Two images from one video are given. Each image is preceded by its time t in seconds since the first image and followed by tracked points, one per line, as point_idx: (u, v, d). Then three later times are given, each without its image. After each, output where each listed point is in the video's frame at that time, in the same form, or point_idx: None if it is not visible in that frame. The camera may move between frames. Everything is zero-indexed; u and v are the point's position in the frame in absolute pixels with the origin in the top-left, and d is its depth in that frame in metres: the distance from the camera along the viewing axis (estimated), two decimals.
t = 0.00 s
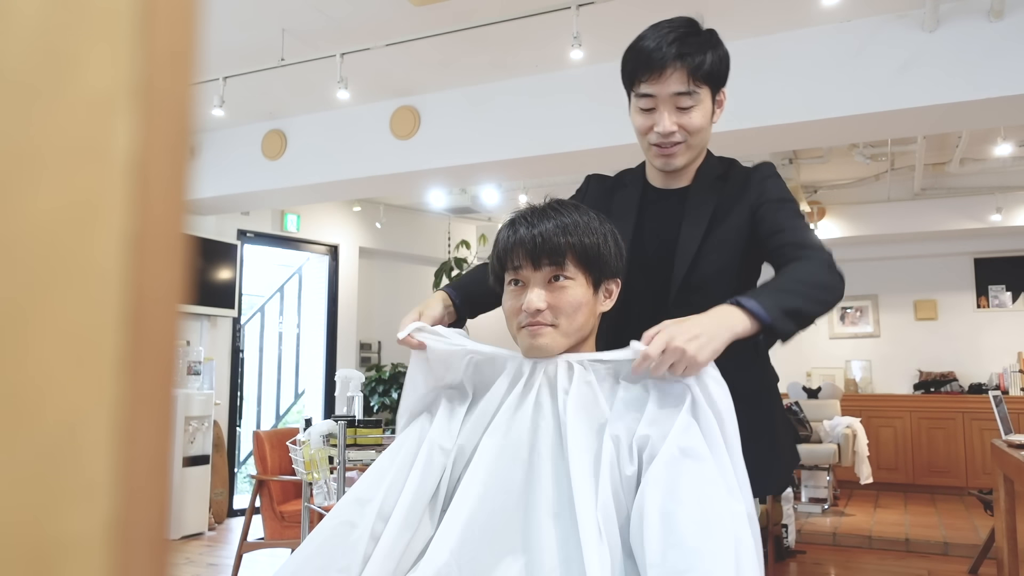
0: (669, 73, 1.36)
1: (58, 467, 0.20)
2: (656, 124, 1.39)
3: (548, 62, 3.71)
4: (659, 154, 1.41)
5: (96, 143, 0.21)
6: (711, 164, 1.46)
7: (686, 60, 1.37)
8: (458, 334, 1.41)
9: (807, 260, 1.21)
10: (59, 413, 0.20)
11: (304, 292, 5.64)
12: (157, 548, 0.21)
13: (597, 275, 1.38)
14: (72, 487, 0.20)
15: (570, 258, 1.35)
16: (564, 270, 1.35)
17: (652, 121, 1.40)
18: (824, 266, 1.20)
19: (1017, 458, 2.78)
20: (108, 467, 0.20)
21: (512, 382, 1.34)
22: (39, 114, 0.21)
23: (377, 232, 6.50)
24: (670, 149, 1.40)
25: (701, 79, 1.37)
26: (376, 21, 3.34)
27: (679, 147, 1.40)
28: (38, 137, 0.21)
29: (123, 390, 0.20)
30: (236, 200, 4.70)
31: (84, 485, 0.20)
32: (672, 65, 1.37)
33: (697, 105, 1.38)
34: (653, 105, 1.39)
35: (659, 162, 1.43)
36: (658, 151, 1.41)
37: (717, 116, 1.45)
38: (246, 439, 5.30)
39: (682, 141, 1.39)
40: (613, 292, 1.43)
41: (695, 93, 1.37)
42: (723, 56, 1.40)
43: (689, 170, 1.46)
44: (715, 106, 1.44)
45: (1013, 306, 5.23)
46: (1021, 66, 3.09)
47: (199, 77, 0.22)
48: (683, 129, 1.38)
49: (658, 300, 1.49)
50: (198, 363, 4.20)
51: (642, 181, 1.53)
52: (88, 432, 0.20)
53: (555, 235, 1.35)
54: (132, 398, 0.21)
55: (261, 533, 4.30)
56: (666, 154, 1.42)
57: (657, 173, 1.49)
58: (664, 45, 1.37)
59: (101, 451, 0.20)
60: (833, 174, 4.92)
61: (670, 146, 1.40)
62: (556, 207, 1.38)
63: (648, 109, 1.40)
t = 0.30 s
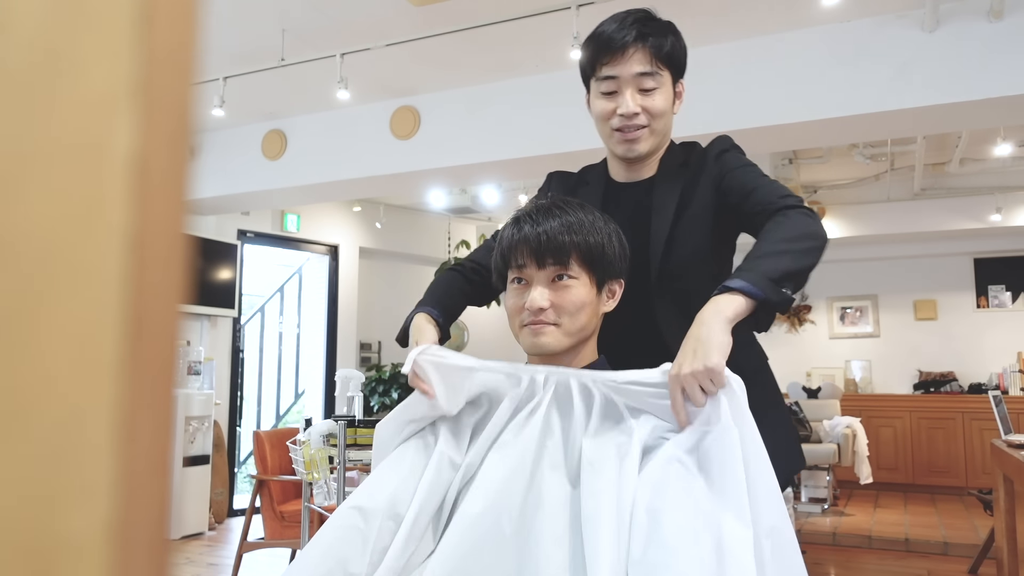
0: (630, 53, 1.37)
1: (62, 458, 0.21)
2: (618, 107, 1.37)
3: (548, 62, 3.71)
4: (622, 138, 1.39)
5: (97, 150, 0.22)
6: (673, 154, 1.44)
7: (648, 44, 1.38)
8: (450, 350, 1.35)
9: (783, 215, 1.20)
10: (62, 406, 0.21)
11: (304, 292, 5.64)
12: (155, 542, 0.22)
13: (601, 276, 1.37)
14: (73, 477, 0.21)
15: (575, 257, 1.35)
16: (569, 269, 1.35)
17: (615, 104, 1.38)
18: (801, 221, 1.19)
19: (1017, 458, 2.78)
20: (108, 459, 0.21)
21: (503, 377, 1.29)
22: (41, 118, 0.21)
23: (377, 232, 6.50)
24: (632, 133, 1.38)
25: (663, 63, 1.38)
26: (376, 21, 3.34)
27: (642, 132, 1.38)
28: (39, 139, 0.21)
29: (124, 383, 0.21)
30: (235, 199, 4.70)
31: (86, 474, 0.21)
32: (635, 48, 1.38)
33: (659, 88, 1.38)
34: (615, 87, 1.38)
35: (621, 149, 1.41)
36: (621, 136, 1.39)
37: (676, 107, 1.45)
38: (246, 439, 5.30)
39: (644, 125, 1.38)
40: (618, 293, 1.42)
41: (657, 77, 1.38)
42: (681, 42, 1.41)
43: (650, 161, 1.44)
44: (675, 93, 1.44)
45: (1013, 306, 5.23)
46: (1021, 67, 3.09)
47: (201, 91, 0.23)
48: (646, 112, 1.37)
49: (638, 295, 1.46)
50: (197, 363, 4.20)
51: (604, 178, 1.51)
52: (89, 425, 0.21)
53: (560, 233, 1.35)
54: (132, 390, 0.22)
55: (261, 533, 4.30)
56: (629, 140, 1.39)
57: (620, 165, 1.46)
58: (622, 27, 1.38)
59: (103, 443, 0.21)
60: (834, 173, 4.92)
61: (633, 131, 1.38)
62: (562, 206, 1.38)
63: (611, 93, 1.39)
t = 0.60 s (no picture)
0: (594, 49, 1.33)
1: (65, 446, 0.21)
2: (583, 104, 1.33)
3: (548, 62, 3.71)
4: (589, 136, 1.35)
5: (98, 160, 0.22)
6: (642, 151, 1.41)
7: (610, 38, 1.34)
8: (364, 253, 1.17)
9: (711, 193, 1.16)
10: (69, 396, 0.21)
11: (304, 292, 5.64)
12: (156, 538, 0.23)
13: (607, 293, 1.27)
14: (77, 463, 0.21)
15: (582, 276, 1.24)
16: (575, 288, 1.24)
17: (581, 102, 1.34)
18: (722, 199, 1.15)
19: (1016, 458, 2.77)
20: (109, 444, 0.22)
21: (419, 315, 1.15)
22: (51, 119, 0.22)
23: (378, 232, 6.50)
24: (599, 130, 1.34)
25: (626, 58, 1.34)
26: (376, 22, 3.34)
27: (609, 129, 1.34)
28: (50, 135, 0.22)
29: (126, 374, 0.22)
30: (236, 199, 4.71)
31: (88, 458, 0.22)
32: (597, 43, 1.34)
33: (625, 83, 1.34)
34: (579, 84, 1.34)
35: (588, 148, 1.37)
36: (588, 133, 1.34)
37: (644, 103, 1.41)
38: (246, 439, 5.30)
39: (611, 121, 1.33)
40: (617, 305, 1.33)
41: (622, 71, 1.34)
42: (647, 38, 1.38)
43: (619, 159, 1.40)
44: (642, 90, 1.41)
45: (1013, 306, 5.23)
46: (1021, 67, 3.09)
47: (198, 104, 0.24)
48: (612, 109, 1.33)
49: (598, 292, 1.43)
50: (197, 363, 4.20)
51: (575, 177, 1.47)
52: (91, 416, 0.22)
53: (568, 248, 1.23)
54: (133, 380, 0.22)
55: (261, 533, 4.30)
56: (596, 138, 1.35)
57: (590, 164, 1.43)
58: (585, 25, 1.34)
59: (101, 433, 0.22)
60: (835, 173, 4.92)
61: (599, 128, 1.34)
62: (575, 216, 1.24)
63: (575, 90, 1.35)
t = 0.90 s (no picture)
0: (565, 48, 1.33)
1: (65, 447, 0.21)
2: (557, 104, 1.33)
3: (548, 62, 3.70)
4: (565, 136, 1.34)
5: (100, 164, 0.22)
6: (623, 149, 1.40)
7: (579, 36, 1.35)
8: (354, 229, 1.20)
9: (703, 187, 1.17)
10: (70, 397, 0.21)
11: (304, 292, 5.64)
12: (154, 540, 0.22)
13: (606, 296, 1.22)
14: (76, 462, 0.21)
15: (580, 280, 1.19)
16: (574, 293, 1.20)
17: (554, 102, 1.34)
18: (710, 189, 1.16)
19: (1016, 458, 2.77)
20: (109, 445, 0.22)
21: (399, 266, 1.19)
22: (56, 121, 0.22)
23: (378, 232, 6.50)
24: (575, 129, 1.33)
25: (598, 54, 1.34)
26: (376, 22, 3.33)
27: (584, 128, 1.34)
28: (55, 135, 0.22)
29: (127, 375, 0.22)
30: (236, 199, 4.71)
31: (88, 456, 0.21)
32: (567, 42, 1.34)
33: (598, 80, 1.34)
34: (553, 84, 1.35)
35: (566, 147, 1.36)
36: (564, 133, 1.34)
37: (622, 99, 1.41)
38: (246, 439, 5.29)
39: (585, 120, 1.33)
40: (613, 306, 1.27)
41: (594, 68, 1.34)
42: (620, 33, 1.38)
43: (599, 158, 1.39)
44: (619, 85, 1.40)
45: (1013, 306, 5.23)
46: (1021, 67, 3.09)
47: (199, 105, 0.23)
48: (585, 107, 1.33)
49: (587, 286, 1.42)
50: (197, 363, 4.20)
51: (557, 175, 1.46)
52: (91, 416, 0.22)
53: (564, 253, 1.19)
54: (135, 380, 0.22)
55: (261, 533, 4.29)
56: (573, 137, 1.34)
57: (571, 165, 1.42)
58: (555, 26, 1.35)
59: (100, 432, 0.22)
60: (834, 173, 4.92)
61: (575, 127, 1.33)
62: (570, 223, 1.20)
63: (550, 90, 1.35)
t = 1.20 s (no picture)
0: (557, 46, 1.35)
1: (67, 436, 0.22)
2: (551, 101, 1.34)
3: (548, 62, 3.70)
4: (557, 134, 1.35)
5: (103, 172, 0.22)
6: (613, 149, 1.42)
7: (571, 35, 1.36)
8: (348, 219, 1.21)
9: (686, 164, 1.23)
10: (73, 389, 0.22)
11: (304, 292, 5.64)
12: (154, 530, 0.23)
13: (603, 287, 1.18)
14: (77, 451, 0.22)
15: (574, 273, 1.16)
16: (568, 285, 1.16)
17: (547, 100, 1.35)
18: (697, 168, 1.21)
19: (1016, 458, 2.77)
20: (110, 438, 0.22)
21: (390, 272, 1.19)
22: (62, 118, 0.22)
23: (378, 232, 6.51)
24: (568, 125, 1.34)
25: (590, 53, 1.35)
26: (376, 22, 3.33)
27: (576, 127, 1.34)
28: (62, 132, 0.22)
29: (127, 371, 0.22)
30: (236, 199, 4.71)
31: (88, 441, 0.22)
32: (559, 40, 1.35)
33: (590, 78, 1.34)
34: (544, 82, 1.35)
35: (557, 146, 1.37)
36: (556, 131, 1.35)
37: (613, 99, 1.42)
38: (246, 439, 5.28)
39: (578, 118, 1.34)
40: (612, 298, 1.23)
41: (586, 66, 1.35)
42: (610, 35, 1.39)
43: (590, 156, 1.40)
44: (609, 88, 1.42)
45: (1013, 306, 5.23)
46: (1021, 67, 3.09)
47: (199, 120, 0.24)
48: (578, 105, 1.33)
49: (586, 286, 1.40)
50: (197, 363, 4.19)
51: (546, 175, 1.46)
52: (92, 408, 0.22)
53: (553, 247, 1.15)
54: (135, 376, 0.22)
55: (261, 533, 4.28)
56: (565, 135, 1.35)
57: (562, 164, 1.43)
58: (547, 25, 1.36)
59: (101, 423, 0.22)
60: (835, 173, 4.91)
61: (567, 125, 1.34)
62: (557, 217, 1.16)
63: (542, 88, 1.36)
